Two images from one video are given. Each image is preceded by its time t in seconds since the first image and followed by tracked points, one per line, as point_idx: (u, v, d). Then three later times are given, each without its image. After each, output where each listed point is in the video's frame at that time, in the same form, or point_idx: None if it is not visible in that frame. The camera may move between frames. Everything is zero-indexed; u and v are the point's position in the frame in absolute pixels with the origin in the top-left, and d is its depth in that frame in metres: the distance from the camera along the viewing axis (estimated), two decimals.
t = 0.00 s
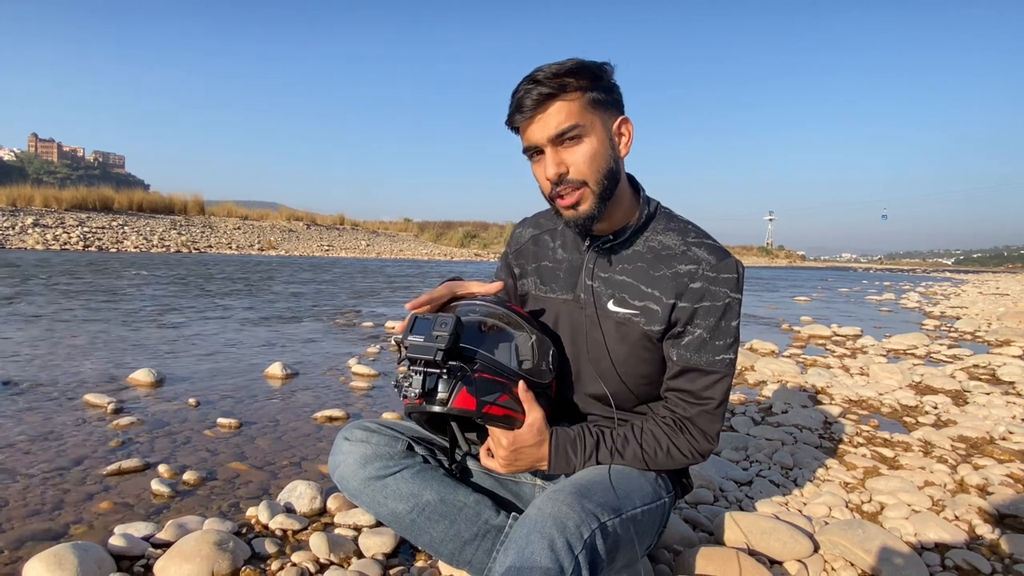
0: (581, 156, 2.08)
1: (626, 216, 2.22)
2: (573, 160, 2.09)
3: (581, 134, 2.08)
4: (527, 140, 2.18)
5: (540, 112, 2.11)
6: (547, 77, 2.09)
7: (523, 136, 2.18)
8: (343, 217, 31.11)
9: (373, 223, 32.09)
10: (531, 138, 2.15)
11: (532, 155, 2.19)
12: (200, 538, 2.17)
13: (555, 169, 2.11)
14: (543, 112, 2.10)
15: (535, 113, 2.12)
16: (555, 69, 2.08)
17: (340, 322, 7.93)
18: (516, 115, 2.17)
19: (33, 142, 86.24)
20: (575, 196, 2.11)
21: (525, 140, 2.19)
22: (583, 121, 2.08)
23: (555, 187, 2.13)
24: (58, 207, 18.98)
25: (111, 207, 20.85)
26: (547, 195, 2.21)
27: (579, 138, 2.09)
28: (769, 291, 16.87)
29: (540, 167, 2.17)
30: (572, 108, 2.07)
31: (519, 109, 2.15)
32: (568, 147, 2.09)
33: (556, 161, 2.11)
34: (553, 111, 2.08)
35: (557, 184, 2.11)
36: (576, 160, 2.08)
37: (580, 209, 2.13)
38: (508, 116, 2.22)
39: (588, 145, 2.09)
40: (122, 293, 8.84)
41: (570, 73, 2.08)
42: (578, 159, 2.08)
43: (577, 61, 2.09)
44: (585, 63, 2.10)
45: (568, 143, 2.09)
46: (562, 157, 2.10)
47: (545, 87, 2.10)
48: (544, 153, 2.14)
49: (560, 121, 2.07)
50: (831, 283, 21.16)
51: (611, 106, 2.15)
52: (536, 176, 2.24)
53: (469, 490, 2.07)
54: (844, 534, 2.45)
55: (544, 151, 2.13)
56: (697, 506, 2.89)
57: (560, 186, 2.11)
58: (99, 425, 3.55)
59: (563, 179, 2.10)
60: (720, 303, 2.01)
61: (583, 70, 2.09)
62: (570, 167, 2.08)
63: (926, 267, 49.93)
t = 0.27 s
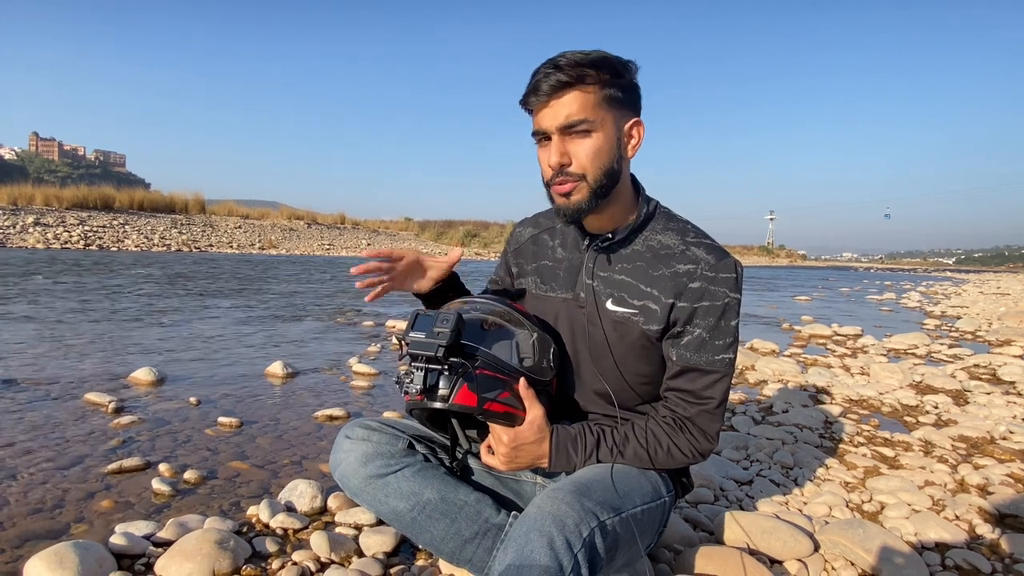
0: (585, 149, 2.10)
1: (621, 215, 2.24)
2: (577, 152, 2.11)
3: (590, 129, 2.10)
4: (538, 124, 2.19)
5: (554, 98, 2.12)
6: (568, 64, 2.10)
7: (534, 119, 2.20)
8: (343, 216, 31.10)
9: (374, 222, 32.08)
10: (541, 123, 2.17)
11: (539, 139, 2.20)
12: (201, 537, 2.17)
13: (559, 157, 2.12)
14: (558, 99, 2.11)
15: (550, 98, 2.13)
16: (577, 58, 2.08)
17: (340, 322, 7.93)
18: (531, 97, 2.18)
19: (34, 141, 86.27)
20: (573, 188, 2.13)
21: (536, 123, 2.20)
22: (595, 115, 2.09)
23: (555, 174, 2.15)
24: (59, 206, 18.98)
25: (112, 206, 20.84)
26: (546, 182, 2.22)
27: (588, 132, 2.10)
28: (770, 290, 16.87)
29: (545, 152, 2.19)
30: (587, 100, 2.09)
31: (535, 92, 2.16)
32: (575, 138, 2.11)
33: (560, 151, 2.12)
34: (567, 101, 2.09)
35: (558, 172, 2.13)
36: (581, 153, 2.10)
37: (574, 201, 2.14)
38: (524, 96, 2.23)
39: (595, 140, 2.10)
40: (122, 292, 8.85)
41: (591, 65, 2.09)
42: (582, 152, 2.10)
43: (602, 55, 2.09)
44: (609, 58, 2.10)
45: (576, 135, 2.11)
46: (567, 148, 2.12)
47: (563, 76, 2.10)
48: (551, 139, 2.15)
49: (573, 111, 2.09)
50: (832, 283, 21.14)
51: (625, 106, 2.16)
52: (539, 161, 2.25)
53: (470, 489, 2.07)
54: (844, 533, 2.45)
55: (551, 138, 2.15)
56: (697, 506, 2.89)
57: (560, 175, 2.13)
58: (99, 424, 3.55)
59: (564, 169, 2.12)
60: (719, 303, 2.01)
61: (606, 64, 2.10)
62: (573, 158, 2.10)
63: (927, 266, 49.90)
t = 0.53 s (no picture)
0: (598, 147, 2.09)
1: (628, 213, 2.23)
2: (590, 150, 2.09)
3: (602, 126, 2.09)
4: (546, 122, 2.16)
5: (565, 95, 2.10)
6: (577, 61, 2.09)
7: (541, 117, 2.17)
8: (344, 215, 31.10)
9: (374, 221, 32.05)
10: (549, 121, 2.14)
11: (547, 138, 2.18)
12: (201, 536, 2.17)
13: (571, 155, 2.10)
14: (568, 96, 2.10)
15: (559, 96, 2.11)
16: (586, 56, 2.08)
17: (341, 321, 7.93)
18: (538, 95, 2.16)
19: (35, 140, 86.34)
20: (586, 186, 2.11)
21: (544, 120, 2.17)
22: (607, 113, 2.09)
23: (567, 173, 2.12)
24: (60, 205, 18.99)
25: (113, 206, 20.86)
26: (555, 182, 2.20)
27: (600, 130, 2.09)
28: (770, 290, 16.86)
29: (553, 151, 2.16)
30: (598, 97, 2.08)
31: (542, 89, 2.14)
32: (587, 136, 2.10)
33: (573, 149, 2.10)
34: (578, 98, 2.08)
35: (571, 171, 2.11)
36: (593, 151, 2.09)
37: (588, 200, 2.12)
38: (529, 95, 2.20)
39: (607, 138, 2.10)
40: (123, 291, 8.85)
41: (600, 62, 2.08)
42: (595, 150, 2.09)
43: (609, 52, 2.10)
44: (617, 55, 2.10)
45: (588, 132, 2.09)
46: (579, 145, 2.10)
47: (572, 73, 2.10)
48: (562, 137, 2.13)
49: (585, 108, 2.08)
50: (834, 283, 21.11)
51: (632, 105, 2.17)
52: (545, 161, 2.23)
53: (469, 488, 2.07)
54: (844, 533, 2.45)
55: (562, 136, 2.12)
56: (697, 505, 2.88)
57: (573, 173, 2.11)
58: (100, 423, 3.55)
59: (577, 167, 2.10)
60: (720, 303, 2.01)
61: (615, 62, 2.10)
62: (586, 156, 2.09)
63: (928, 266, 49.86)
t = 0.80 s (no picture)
0: (600, 151, 2.09)
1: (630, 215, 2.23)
2: (592, 155, 2.09)
3: (603, 130, 2.09)
4: (545, 127, 2.15)
5: (565, 100, 2.09)
6: (575, 65, 2.08)
7: (541, 122, 2.16)
8: (345, 215, 31.10)
9: (375, 220, 32.04)
10: (549, 126, 2.13)
11: (546, 143, 2.16)
12: (202, 534, 2.18)
13: (574, 161, 2.09)
14: (568, 100, 2.09)
15: (559, 101, 2.10)
16: (584, 59, 2.07)
17: (342, 320, 7.93)
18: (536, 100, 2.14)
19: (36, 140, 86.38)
20: (589, 191, 2.11)
21: (543, 126, 2.16)
22: (607, 117, 2.08)
23: (569, 179, 2.12)
24: (61, 204, 19.00)
25: (114, 205, 20.86)
26: (556, 187, 2.19)
27: (601, 134, 2.09)
28: (771, 289, 16.85)
29: (555, 156, 2.15)
30: (598, 101, 2.07)
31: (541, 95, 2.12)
32: (588, 141, 2.09)
33: (574, 154, 2.09)
34: (579, 103, 2.07)
35: (574, 176, 2.10)
36: (595, 155, 2.09)
37: (592, 205, 2.12)
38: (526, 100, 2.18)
39: (608, 142, 2.10)
40: (124, 290, 8.85)
41: (598, 65, 2.07)
42: (597, 154, 2.09)
43: (606, 54, 2.09)
44: (614, 58, 2.10)
45: (589, 137, 2.09)
46: (581, 151, 2.09)
47: (570, 77, 2.08)
48: (563, 142, 2.12)
49: (585, 113, 2.07)
50: (835, 282, 21.09)
51: (630, 107, 2.17)
52: (544, 166, 2.21)
53: (471, 487, 2.07)
54: (846, 533, 2.45)
55: (563, 141, 2.11)
56: (698, 505, 2.88)
57: (576, 179, 2.10)
58: (101, 422, 3.55)
59: (580, 173, 2.09)
60: (722, 303, 2.01)
61: (612, 65, 2.10)
62: (589, 161, 2.08)
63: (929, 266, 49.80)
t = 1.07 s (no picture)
0: (604, 149, 2.09)
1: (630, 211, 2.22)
2: (596, 153, 2.10)
3: (608, 129, 2.09)
4: (550, 122, 2.14)
5: (571, 96, 2.09)
6: (583, 61, 2.08)
7: (546, 117, 2.16)
8: (346, 215, 31.11)
9: (376, 220, 32.05)
10: (554, 122, 2.13)
11: (550, 138, 2.16)
12: (204, 534, 2.18)
13: (577, 157, 2.10)
14: (574, 97, 2.09)
15: (565, 96, 2.10)
16: (593, 56, 2.07)
17: (343, 320, 7.93)
18: (542, 95, 2.14)
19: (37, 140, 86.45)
20: (591, 188, 2.12)
21: (548, 120, 2.15)
22: (613, 115, 2.09)
23: (571, 175, 2.12)
24: (62, 204, 19.01)
25: (115, 205, 20.87)
26: (557, 183, 2.19)
27: (605, 132, 2.09)
28: (772, 289, 16.84)
29: (558, 151, 2.15)
30: (605, 99, 2.08)
31: (547, 89, 2.12)
32: (593, 138, 2.10)
33: (579, 151, 2.10)
34: (585, 100, 2.07)
35: (576, 173, 2.10)
36: (599, 153, 2.09)
37: (592, 202, 2.13)
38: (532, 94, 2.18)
39: (612, 141, 2.10)
40: (126, 290, 8.85)
41: (606, 64, 2.08)
42: (601, 152, 2.09)
43: (614, 53, 2.09)
44: (622, 57, 2.10)
45: (594, 134, 2.09)
46: (585, 148, 2.10)
47: (578, 74, 2.08)
48: (567, 138, 2.12)
49: (591, 110, 2.07)
50: (837, 282, 21.09)
51: (635, 107, 2.17)
52: (547, 160, 2.22)
53: (471, 487, 2.07)
54: (847, 532, 2.45)
55: (568, 137, 2.12)
56: (699, 504, 2.88)
57: (578, 175, 2.11)
58: (102, 422, 3.55)
59: (583, 170, 2.10)
60: (721, 301, 2.00)
61: (621, 64, 2.10)
62: (592, 158, 2.09)
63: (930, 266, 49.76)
